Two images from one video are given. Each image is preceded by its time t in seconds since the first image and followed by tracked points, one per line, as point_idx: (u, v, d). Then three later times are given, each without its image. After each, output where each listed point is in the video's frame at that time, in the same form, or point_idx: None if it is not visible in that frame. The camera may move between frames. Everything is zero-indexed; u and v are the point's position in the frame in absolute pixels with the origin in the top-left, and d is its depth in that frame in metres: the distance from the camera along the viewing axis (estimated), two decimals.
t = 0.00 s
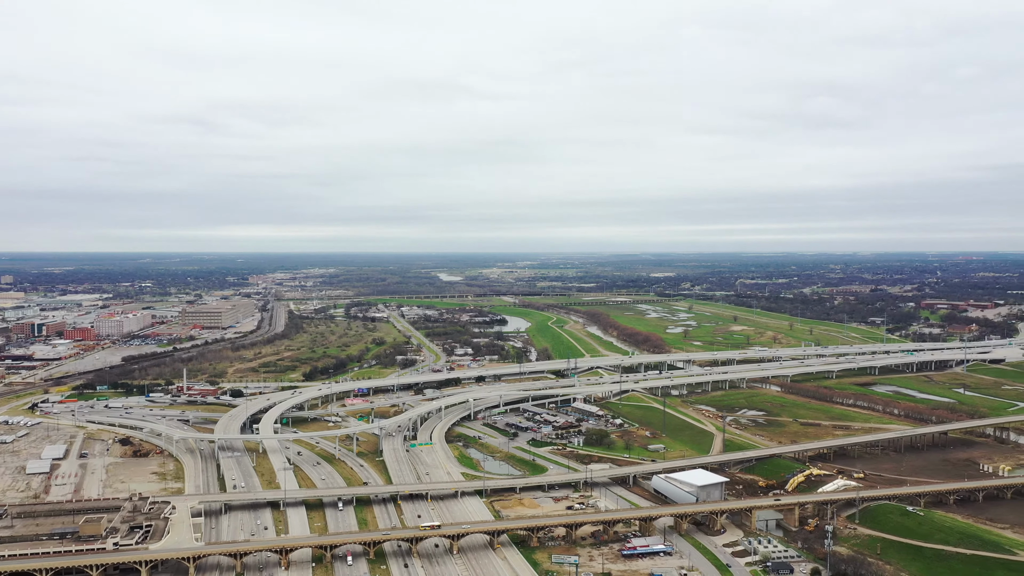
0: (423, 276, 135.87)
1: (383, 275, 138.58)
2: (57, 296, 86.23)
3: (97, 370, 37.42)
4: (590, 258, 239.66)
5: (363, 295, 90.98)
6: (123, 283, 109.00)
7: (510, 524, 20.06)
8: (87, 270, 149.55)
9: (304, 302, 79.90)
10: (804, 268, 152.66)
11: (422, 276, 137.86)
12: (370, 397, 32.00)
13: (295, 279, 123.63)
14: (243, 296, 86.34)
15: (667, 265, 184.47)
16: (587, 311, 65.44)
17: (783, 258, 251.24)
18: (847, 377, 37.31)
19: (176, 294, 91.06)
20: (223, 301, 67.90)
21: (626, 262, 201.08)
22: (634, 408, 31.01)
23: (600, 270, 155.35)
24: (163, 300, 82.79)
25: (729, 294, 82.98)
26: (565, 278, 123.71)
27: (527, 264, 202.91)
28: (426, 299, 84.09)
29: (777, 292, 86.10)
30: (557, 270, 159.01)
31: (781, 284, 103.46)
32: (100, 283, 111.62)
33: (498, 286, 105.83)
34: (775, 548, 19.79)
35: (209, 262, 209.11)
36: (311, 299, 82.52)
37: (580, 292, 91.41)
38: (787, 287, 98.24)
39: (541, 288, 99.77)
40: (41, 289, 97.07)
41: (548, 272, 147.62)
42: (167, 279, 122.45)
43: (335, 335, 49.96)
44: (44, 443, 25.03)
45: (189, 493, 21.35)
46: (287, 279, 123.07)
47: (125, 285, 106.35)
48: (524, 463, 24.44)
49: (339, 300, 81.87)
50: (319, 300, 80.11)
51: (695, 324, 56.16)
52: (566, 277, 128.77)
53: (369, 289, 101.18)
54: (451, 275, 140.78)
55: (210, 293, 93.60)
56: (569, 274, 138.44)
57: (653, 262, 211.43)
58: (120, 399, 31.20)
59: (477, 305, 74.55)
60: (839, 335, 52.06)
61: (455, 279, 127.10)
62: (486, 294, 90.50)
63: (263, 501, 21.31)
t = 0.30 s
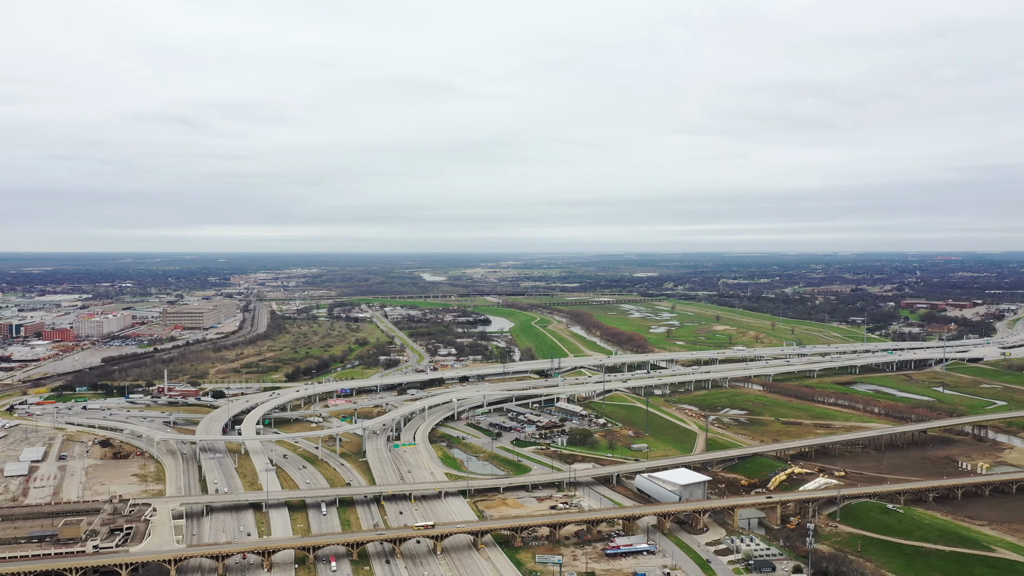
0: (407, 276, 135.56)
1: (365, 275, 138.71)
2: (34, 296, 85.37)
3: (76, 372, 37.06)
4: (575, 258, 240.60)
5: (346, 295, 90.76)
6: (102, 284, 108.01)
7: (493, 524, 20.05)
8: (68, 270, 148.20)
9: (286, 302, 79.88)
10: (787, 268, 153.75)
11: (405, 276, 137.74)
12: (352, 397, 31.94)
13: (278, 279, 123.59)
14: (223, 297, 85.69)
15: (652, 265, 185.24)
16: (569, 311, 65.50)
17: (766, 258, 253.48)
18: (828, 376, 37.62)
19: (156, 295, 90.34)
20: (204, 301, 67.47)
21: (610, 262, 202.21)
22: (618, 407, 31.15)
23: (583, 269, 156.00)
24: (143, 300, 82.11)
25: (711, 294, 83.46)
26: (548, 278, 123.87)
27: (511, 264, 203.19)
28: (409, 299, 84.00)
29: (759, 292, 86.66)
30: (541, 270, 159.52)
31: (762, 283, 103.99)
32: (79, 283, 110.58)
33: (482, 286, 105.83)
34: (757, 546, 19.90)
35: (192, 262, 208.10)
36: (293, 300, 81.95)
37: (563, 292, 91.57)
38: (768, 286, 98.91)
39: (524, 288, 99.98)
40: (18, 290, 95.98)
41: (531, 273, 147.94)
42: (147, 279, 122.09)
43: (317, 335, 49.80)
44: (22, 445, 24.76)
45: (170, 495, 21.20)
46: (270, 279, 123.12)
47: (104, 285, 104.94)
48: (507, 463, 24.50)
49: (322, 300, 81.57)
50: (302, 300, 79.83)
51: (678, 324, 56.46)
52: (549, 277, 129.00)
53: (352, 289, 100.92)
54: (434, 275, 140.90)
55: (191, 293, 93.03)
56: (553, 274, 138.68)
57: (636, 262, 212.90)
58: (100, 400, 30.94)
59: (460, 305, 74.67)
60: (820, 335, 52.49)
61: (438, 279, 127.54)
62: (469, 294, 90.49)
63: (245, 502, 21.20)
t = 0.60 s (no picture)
0: (391, 276, 135.46)
1: (348, 274, 138.54)
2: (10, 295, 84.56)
3: (54, 373, 36.72)
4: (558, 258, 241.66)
5: (329, 295, 90.45)
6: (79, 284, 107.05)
7: (476, 524, 20.04)
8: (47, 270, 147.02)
9: (268, 302, 79.68)
10: (769, 268, 154.97)
11: (388, 276, 137.45)
12: (335, 398, 31.87)
13: (259, 279, 123.52)
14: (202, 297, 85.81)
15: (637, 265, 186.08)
16: (552, 311, 65.64)
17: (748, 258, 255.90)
18: (809, 375, 37.95)
19: (135, 295, 89.59)
20: (184, 301, 67.10)
21: (594, 262, 203.27)
22: (601, 407, 31.29)
23: (566, 269, 156.65)
24: (122, 301, 81.45)
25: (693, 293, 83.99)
26: (531, 278, 124.15)
27: (496, 263, 203.34)
28: (392, 299, 83.85)
29: (740, 292, 87.30)
30: (523, 270, 159.81)
31: (743, 283, 104.37)
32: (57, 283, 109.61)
33: (466, 286, 105.89)
34: (739, 544, 20.02)
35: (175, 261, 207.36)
36: (275, 300, 81.63)
37: (546, 291, 91.75)
38: (748, 286, 99.50)
39: (507, 288, 100.15)
40: None
41: (515, 273, 148.25)
42: (127, 279, 121.79)
43: (300, 335, 49.62)
44: None
45: (151, 497, 21.05)
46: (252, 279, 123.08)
47: (83, 285, 103.92)
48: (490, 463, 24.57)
49: (304, 300, 81.27)
50: (283, 301, 79.48)
51: (660, 324, 56.73)
52: (532, 277, 129.35)
53: (333, 289, 100.73)
54: (416, 275, 141.40)
55: (171, 293, 92.56)
56: (536, 274, 139.01)
57: (619, 262, 214.20)
58: (78, 401, 30.65)
59: (443, 305, 74.73)
60: (801, 334, 52.94)
61: (421, 279, 127.76)
62: (452, 294, 90.42)
63: (226, 504, 21.09)
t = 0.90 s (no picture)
0: (373, 276, 135.64)
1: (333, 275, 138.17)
2: None
3: (32, 374, 36.36)
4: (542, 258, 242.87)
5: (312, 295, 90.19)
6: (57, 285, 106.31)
7: (461, 524, 20.02)
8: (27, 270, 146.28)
9: (250, 302, 79.49)
10: (752, 268, 156.08)
11: (372, 277, 137.40)
12: (318, 399, 31.79)
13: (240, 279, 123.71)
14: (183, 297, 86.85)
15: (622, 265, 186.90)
16: (536, 311, 65.78)
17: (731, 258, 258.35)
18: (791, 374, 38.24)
19: (115, 296, 88.97)
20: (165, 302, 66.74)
21: (578, 262, 204.43)
22: (585, 407, 31.40)
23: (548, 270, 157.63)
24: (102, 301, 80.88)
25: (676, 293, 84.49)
26: (514, 278, 124.49)
27: (482, 264, 203.33)
28: (375, 299, 83.74)
29: (723, 292, 87.88)
30: (508, 270, 159.99)
31: (726, 283, 104.85)
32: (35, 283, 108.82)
33: (449, 286, 105.99)
34: (722, 543, 20.12)
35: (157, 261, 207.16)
36: (257, 300, 81.48)
37: (530, 291, 91.93)
38: (731, 286, 100.10)
39: (491, 288, 100.37)
40: None
41: (498, 273, 148.85)
42: (106, 279, 122.09)
43: (283, 336, 49.45)
44: None
45: (131, 500, 20.88)
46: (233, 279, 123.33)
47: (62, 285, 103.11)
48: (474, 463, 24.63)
49: (286, 300, 81.01)
50: (265, 301, 79.19)
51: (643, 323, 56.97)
52: (515, 277, 129.79)
53: (316, 289, 100.75)
54: (398, 275, 142.48)
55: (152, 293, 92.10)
56: (518, 274, 139.56)
57: (602, 262, 215.62)
58: (58, 403, 30.36)
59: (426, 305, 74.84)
60: (784, 333, 53.36)
61: (404, 279, 128.32)
62: (436, 294, 90.29)
63: (208, 506, 20.95)
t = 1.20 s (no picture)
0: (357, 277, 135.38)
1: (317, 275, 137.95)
2: None
3: (10, 376, 35.99)
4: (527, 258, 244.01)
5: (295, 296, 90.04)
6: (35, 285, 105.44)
7: (445, 524, 20.00)
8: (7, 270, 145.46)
9: (233, 302, 79.22)
10: (736, 268, 156.93)
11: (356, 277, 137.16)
12: (301, 399, 31.70)
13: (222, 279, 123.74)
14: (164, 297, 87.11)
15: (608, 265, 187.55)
16: (519, 311, 65.87)
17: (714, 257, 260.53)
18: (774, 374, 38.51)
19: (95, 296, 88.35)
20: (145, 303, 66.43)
21: (563, 262, 205.45)
22: (569, 407, 31.50)
23: (533, 270, 158.00)
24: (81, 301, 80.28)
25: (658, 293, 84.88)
26: (498, 278, 124.66)
27: (467, 264, 203.44)
28: (358, 299, 83.56)
29: (705, 292, 88.34)
30: (493, 270, 160.02)
31: (709, 283, 105.27)
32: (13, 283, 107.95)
33: (434, 286, 105.98)
34: (705, 542, 20.23)
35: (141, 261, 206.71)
36: (239, 300, 81.32)
37: (513, 292, 92.04)
38: (714, 286, 100.57)
39: (474, 288, 100.48)
40: None
41: (483, 273, 149.05)
42: (87, 279, 121.95)
43: (265, 336, 49.22)
44: None
45: (112, 502, 20.71)
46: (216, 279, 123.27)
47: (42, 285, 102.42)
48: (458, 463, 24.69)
49: (269, 301, 80.75)
50: (248, 301, 78.87)
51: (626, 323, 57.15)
52: (499, 277, 130.00)
53: (298, 289, 101.09)
54: (380, 275, 142.90)
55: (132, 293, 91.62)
56: (502, 274, 139.70)
57: (586, 262, 216.96)
58: (37, 405, 30.08)
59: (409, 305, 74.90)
60: (766, 333, 53.72)
61: (386, 279, 128.79)
62: (420, 294, 90.09)
63: (189, 508, 20.82)
